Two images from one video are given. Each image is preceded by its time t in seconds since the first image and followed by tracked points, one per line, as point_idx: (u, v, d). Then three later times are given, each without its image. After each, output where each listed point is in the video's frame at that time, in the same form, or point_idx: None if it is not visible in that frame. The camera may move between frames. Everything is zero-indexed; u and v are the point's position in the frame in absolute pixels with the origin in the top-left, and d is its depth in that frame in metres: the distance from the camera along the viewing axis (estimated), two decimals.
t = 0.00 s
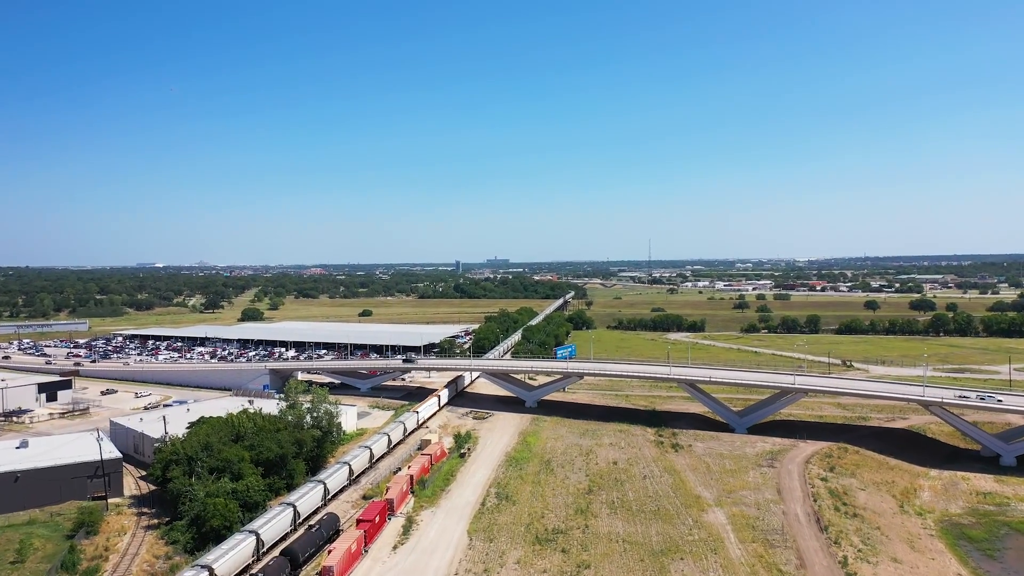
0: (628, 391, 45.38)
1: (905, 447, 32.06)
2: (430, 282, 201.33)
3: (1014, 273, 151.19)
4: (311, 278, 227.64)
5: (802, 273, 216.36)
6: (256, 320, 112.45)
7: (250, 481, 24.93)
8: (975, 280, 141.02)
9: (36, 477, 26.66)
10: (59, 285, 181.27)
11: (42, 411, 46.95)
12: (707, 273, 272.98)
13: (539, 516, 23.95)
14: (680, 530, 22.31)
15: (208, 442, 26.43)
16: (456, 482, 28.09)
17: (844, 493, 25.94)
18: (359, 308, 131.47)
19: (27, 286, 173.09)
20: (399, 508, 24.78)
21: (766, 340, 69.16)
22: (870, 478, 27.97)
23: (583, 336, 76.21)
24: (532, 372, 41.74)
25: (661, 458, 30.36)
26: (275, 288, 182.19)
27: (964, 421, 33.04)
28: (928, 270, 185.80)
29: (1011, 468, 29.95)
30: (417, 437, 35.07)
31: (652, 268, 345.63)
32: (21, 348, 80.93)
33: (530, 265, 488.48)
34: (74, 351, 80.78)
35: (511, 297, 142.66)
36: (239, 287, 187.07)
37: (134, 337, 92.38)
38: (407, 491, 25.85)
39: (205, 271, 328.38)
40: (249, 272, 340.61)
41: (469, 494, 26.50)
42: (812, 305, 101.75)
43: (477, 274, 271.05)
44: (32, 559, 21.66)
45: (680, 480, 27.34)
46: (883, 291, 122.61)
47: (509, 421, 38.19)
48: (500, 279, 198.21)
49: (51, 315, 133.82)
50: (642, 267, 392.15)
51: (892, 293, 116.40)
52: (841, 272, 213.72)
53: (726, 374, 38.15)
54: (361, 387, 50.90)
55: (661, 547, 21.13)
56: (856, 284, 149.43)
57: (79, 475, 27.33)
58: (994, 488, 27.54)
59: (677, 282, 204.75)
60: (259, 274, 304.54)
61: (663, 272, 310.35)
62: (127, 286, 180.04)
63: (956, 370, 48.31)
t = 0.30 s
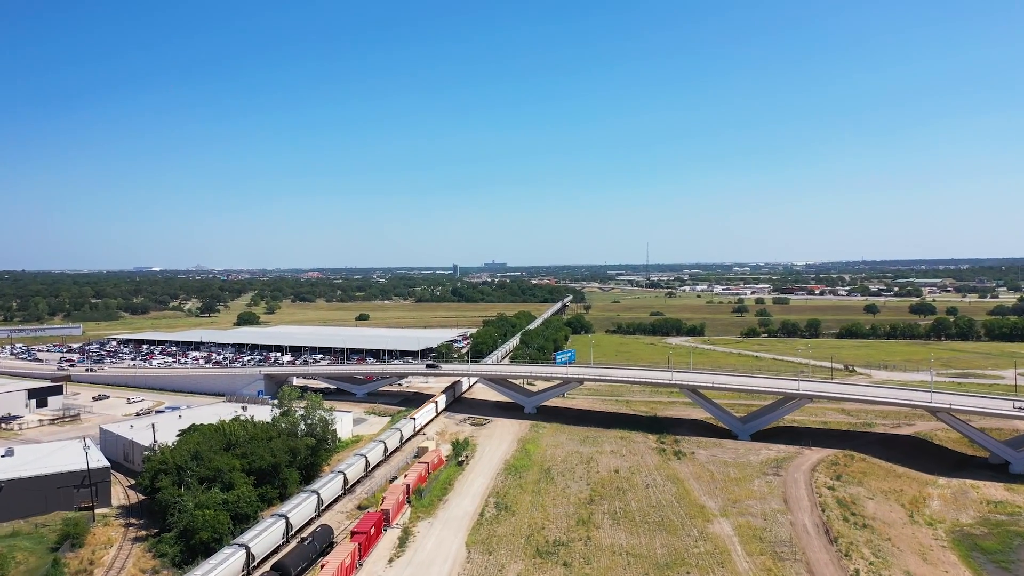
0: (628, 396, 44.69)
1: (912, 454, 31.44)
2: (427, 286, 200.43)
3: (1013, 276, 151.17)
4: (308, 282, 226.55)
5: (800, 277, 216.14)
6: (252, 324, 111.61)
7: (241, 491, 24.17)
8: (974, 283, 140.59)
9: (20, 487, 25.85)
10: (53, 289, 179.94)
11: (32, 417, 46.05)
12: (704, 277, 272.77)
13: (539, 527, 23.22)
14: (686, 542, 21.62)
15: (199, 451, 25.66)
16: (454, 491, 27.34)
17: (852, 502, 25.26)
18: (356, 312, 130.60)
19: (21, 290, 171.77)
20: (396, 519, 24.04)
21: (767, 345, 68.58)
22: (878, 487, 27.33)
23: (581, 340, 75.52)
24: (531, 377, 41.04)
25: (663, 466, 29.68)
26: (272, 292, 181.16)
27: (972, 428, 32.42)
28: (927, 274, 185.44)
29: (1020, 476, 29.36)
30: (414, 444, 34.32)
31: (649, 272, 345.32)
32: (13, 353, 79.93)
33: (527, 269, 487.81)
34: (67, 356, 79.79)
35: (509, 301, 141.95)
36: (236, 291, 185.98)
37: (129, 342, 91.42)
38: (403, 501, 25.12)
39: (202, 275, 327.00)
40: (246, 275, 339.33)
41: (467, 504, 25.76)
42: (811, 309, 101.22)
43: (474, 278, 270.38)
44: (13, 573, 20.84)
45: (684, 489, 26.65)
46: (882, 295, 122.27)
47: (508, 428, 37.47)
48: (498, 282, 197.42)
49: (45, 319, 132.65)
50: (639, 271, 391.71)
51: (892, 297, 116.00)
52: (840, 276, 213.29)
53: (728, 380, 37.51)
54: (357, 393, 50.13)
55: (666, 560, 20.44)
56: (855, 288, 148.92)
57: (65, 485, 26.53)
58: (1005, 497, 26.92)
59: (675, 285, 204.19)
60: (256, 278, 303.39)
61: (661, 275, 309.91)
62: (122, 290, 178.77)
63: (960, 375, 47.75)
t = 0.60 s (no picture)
0: (629, 402, 44.00)
1: (919, 462, 30.80)
2: (425, 290, 199.51)
3: (1011, 280, 151.15)
4: (305, 286, 225.48)
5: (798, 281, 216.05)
6: (248, 328, 110.69)
7: (232, 502, 23.43)
8: (972, 287, 140.27)
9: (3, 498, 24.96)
10: (48, 293, 178.87)
11: (21, 424, 45.14)
12: (702, 280, 272.61)
13: (540, 539, 22.49)
14: (692, 555, 20.90)
15: (188, 460, 24.89)
16: (451, 501, 26.57)
17: (861, 512, 24.59)
18: (353, 316, 129.75)
19: (16, 295, 170.60)
20: (392, 530, 23.29)
21: (768, 349, 67.97)
22: (887, 496, 26.66)
23: (581, 345, 74.81)
24: (530, 383, 40.38)
25: (666, 475, 28.98)
26: (269, 296, 180.24)
27: (979, 435, 31.78)
28: (924, 278, 185.26)
29: None
30: (410, 452, 33.56)
31: (647, 276, 345.34)
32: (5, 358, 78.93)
33: (525, 273, 487.12)
34: (60, 360, 78.84)
35: (507, 305, 141.22)
36: (232, 295, 184.95)
37: (123, 346, 90.47)
38: (400, 511, 24.37)
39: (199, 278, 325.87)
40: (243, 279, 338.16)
41: (465, 515, 25.02)
42: (811, 313, 100.73)
43: (472, 282, 269.92)
44: None
45: (688, 498, 25.94)
46: (881, 299, 122.03)
47: (507, 435, 36.75)
48: (495, 286, 196.72)
49: (39, 323, 131.48)
50: (637, 275, 391.40)
51: (891, 301, 115.59)
52: (838, 280, 213.04)
53: (731, 385, 36.86)
54: (353, 398, 49.36)
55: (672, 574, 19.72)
56: (853, 292, 148.62)
57: (50, 495, 25.70)
58: (1016, 506, 26.27)
59: (673, 290, 203.72)
60: (254, 281, 302.58)
61: (658, 279, 309.82)
62: (118, 294, 177.63)
63: (964, 380, 47.15)
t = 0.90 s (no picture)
0: (629, 408, 43.32)
1: (927, 469, 30.15)
2: (422, 294, 198.59)
3: (1010, 284, 150.91)
4: (301, 289, 224.52)
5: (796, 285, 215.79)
6: (243, 333, 109.71)
7: (222, 513, 22.67)
8: (971, 291, 139.94)
9: None
10: (42, 297, 177.48)
11: (10, 431, 44.20)
12: (700, 284, 272.26)
13: (541, 551, 21.76)
14: (698, 569, 20.20)
15: (177, 469, 24.11)
16: (449, 511, 25.85)
17: (870, 523, 23.93)
18: (350, 320, 128.70)
19: (10, 298, 169.16)
20: (388, 542, 22.53)
21: (768, 354, 67.32)
22: (896, 505, 25.99)
23: (580, 349, 74.11)
24: (529, 389, 39.68)
25: (669, 483, 28.27)
26: (265, 300, 179.06)
27: (988, 441, 31.12)
28: (921, 282, 185.05)
29: None
30: (407, 460, 32.82)
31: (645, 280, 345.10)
32: None
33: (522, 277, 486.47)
34: (52, 365, 77.79)
35: (504, 309, 140.44)
36: (229, 299, 183.94)
37: (116, 351, 89.40)
38: (396, 522, 23.62)
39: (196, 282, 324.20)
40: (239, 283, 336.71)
41: (463, 525, 24.28)
42: (810, 317, 100.15)
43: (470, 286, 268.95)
44: None
45: (692, 508, 25.23)
46: (880, 303, 121.58)
47: (506, 442, 36.03)
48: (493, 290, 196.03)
49: (33, 327, 130.19)
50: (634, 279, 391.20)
51: (890, 305, 115.18)
52: (835, 283, 212.70)
53: (734, 391, 36.19)
54: (349, 404, 48.58)
55: None
56: (852, 296, 148.30)
57: (35, 506, 24.84)
58: None
59: (671, 294, 203.20)
60: (251, 286, 301.42)
61: (656, 283, 309.33)
62: (113, 298, 176.33)
63: (968, 386, 46.54)
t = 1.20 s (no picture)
0: (630, 414, 42.63)
1: (935, 477, 29.50)
2: (420, 298, 197.79)
3: (1008, 289, 150.74)
4: (298, 293, 223.50)
5: (794, 289, 215.36)
6: (239, 337, 108.83)
7: (211, 525, 21.94)
8: (970, 295, 139.76)
9: None
10: (37, 301, 176.32)
11: None
12: (698, 288, 271.86)
13: (542, 564, 21.05)
14: None
15: (165, 480, 23.38)
16: (447, 521, 25.11)
17: (880, 533, 23.25)
18: (347, 325, 127.87)
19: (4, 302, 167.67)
20: (384, 554, 21.78)
21: (769, 359, 66.73)
22: (905, 515, 25.32)
23: (579, 354, 73.44)
24: (528, 395, 38.98)
25: (673, 492, 27.57)
26: (262, 304, 177.96)
27: (997, 448, 30.47)
28: (919, 286, 184.67)
29: None
30: (403, 468, 32.06)
31: (643, 284, 344.15)
32: None
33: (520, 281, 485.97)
34: (44, 370, 76.81)
35: (502, 314, 139.78)
36: (225, 303, 182.85)
37: (110, 356, 88.42)
38: (392, 533, 22.87)
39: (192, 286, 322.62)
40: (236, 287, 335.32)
41: (461, 536, 23.57)
42: (809, 322, 99.68)
43: (467, 291, 268.15)
44: None
45: (697, 518, 24.54)
46: (879, 308, 121.19)
47: (504, 449, 35.28)
48: (491, 294, 195.39)
49: (27, 331, 128.99)
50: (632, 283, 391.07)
51: (890, 309, 114.85)
52: (833, 288, 212.47)
53: (737, 397, 35.53)
54: (345, 410, 47.81)
55: None
56: (851, 300, 148.00)
57: (18, 517, 24.03)
58: None
59: (670, 298, 202.86)
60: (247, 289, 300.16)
61: (654, 288, 308.95)
62: (109, 302, 175.05)
63: (972, 391, 45.94)
